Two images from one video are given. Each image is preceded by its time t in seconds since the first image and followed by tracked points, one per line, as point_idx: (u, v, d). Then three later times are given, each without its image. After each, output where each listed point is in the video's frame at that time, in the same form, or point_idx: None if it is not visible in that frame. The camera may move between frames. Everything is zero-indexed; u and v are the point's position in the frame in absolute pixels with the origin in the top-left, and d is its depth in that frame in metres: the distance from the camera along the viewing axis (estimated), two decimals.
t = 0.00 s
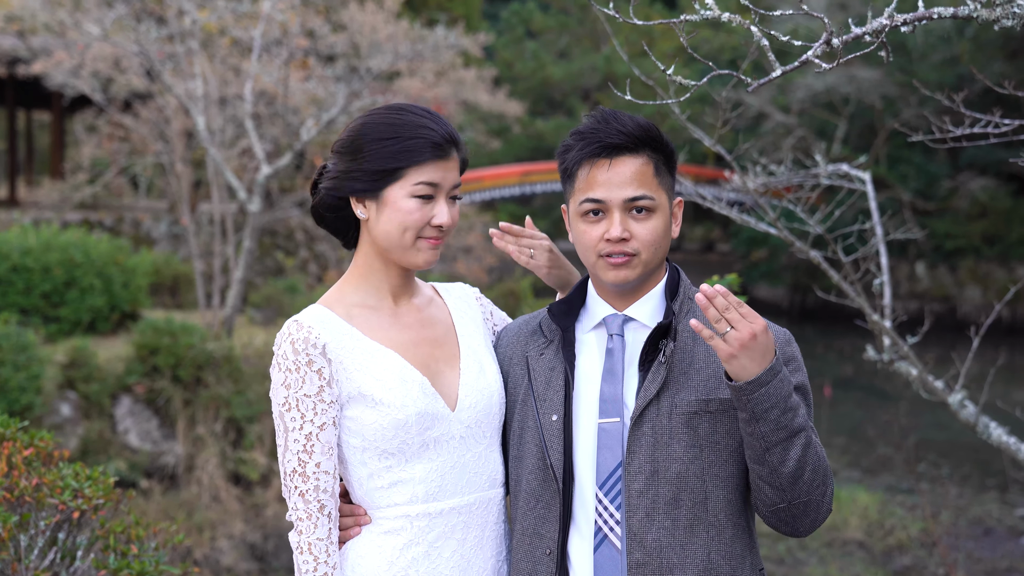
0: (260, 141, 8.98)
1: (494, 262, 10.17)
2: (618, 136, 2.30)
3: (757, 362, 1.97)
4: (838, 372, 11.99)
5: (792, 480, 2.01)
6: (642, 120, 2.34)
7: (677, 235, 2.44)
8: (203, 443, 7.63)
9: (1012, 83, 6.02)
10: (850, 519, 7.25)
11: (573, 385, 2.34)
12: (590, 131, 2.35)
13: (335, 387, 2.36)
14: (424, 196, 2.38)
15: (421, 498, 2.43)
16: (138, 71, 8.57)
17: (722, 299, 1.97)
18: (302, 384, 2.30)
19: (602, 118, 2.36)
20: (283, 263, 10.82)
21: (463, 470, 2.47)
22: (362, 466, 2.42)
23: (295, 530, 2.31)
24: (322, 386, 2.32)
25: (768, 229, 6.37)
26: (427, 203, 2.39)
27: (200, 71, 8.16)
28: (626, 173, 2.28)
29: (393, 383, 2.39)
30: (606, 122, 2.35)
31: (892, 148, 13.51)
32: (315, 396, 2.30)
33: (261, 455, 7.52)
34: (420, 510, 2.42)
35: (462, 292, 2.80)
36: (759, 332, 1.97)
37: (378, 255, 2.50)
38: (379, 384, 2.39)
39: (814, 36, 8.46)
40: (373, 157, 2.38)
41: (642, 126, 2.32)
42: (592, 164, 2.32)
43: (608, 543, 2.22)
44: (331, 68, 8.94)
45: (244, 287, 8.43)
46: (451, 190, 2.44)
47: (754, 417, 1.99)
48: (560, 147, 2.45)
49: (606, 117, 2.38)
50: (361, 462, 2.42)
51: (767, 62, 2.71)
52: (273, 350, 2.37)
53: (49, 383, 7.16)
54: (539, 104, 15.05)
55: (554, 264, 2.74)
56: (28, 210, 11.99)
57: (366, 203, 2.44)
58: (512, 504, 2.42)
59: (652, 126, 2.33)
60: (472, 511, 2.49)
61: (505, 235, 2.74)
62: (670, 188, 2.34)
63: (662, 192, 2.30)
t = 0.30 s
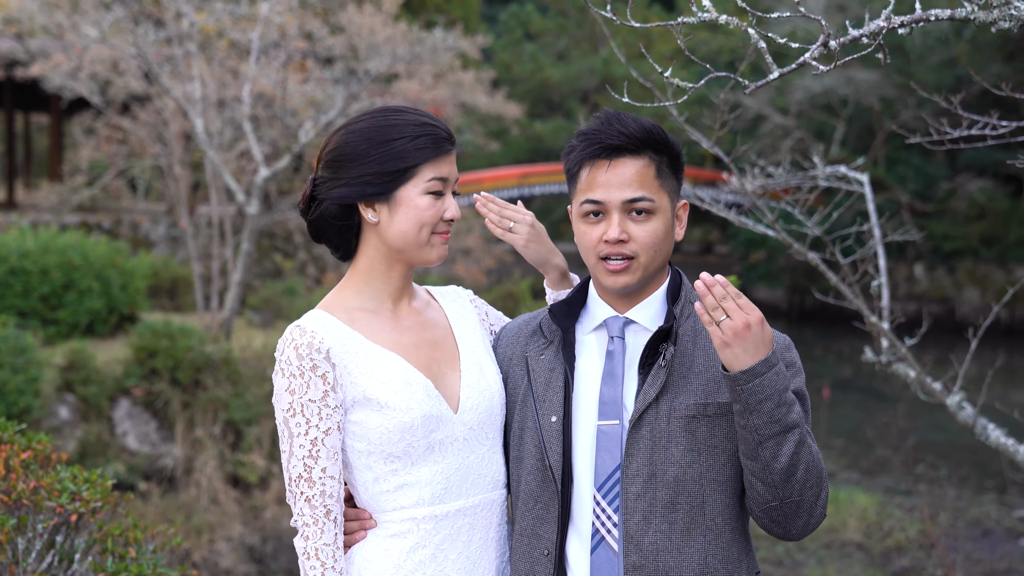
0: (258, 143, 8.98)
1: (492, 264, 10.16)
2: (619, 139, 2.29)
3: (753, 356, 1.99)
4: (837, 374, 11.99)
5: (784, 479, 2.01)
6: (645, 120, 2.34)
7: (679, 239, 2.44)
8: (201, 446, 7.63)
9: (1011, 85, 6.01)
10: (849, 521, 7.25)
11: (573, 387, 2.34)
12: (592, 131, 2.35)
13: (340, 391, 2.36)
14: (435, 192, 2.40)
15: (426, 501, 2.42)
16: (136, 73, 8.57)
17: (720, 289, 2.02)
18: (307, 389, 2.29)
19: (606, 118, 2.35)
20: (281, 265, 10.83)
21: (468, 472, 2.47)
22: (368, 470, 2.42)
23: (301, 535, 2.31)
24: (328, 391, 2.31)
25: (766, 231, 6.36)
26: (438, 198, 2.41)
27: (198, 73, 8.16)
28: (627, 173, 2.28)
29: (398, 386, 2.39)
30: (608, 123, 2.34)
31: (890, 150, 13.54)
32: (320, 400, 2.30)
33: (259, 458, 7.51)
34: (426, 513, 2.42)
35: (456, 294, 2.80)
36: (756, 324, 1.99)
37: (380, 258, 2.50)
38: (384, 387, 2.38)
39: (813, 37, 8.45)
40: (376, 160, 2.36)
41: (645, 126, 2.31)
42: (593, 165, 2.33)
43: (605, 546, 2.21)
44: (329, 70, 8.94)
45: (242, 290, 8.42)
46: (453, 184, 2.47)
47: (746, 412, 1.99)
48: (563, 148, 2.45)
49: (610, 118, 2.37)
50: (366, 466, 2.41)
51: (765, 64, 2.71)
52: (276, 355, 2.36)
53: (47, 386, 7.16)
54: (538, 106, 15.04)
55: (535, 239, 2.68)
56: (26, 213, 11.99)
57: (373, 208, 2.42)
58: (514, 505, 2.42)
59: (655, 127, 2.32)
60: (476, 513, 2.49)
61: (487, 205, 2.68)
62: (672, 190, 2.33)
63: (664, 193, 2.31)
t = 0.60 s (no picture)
0: (258, 144, 8.97)
1: (493, 265, 10.15)
2: (601, 142, 2.33)
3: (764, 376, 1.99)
4: (837, 374, 11.99)
5: (778, 500, 2.03)
6: (627, 124, 2.35)
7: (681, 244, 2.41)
8: (202, 447, 7.63)
9: (1012, 85, 5.98)
10: (850, 521, 7.26)
11: (578, 384, 2.33)
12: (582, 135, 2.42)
13: (337, 390, 2.35)
14: (379, 182, 2.42)
15: (424, 502, 2.42)
16: (136, 75, 8.57)
17: (743, 306, 2.00)
18: (304, 388, 2.29)
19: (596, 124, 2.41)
20: (281, 267, 10.83)
21: (465, 472, 2.47)
22: (365, 470, 2.42)
23: (299, 534, 2.31)
24: (324, 390, 2.31)
25: (766, 231, 6.35)
26: (382, 188, 2.41)
27: (198, 74, 8.15)
28: (588, 172, 2.33)
29: (393, 386, 2.38)
30: (597, 129, 2.39)
31: (891, 149, 13.54)
32: (317, 400, 2.30)
33: (260, 459, 7.52)
34: (424, 513, 2.42)
35: (457, 294, 2.79)
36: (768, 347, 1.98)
37: (373, 259, 2.51)
38: (380, 387, 2.38)
39: (813, 37, 8.43)
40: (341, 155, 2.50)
41: (618, 130, 2.33)
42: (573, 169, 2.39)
43: (608, 545, 2.22)
44: (329, 71, 8.93)
45: (242, 291, 8.43)
46: (415, 179, 2.43)
47: (751, 432, 2.01)
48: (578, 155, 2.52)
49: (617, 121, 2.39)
50: (363, 467, 2.41)
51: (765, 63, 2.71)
52: (274, 354, 2.36)
53: (48, 387, 7.17)
54: (538, 107, 15.03)
55: (530, 237, 2.64)
56: (26, 215, 12.01)
57: (342, 201, 2.54)
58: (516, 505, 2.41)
59: (631, 130, 2.32)
60: (474, 513, 2.49)
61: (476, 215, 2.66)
62: (641, 192, 2.29)
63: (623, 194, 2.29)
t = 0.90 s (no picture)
0: (257, 142, 8.96)
1: (491, 262, 10.15)
2: (612, 140, 2.32)
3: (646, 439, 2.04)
4: (835, 371, 12.00)
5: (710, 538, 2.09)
6: (635, 120, 2.34)
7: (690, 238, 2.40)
8: (200, 445, 7.62)
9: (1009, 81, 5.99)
10: (848, 517, 7.26)
11: (585, 378, 2.33)
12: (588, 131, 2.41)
13: (328, 389, 2.36)
14: (378, 184, 2.40)
15: (416, 499, 2.41)
16: (133, 73, 8.56)
17: (591, 399, 2.04)
18: (295, 386, 2.30)
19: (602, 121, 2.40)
20: (279, 265, 10.82)
21: (459, 469, 2.46)
22: (357, 467, 2.42)
23: (290, 531, 2.32)
24: (315, 388, 2.32)
25: (764, 228, 6.35)
26: (382, 190, 2.40)
27: (195, 72, 8.14)
28: (596, 169, 2.32)
29: (384, 383, 2.38)
30: (603, 125, 2.38)
31: (888, 147, 13.57)
32: (307, 398, 2.31)
33: (258, 457, 7.52)
34: (416, 511, 2.41)
35: (457, 289, 2.78)
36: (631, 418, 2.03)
37: (369, 258, 2.50)
38: (371, 385, 2.37)
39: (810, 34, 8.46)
40: (334, 155, 2.46)
41: (626, 126, 2.33)
42: (579, 165, 2.38)
43: (610, 541, 2.23)
44: (326, 69, 8.92)
45: (240, 289, 8.42)
46: (414, 178, 2.43)
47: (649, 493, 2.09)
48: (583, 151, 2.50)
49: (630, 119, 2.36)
50: (355, 464, 2.41)
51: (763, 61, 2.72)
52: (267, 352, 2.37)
53: (46, 386, 7.16)
54: (536, 105, 15.02)
55: (534, 241, 2.55)
56: (23, 214, 11.99)
57: (334, 199, 2.51)
58: (515, 502, 2.41)
59: (638, 126, 2.32)
60: (468, 510, 2.48)
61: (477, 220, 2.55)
62: (650, 187, 2.29)
63: (632, 193, 2.29)
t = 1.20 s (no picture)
0: (254, 138, 8.96)
1: (489, 258, 10.15)
2: (613, 128, 2.33)
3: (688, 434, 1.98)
4: (832, 366, 12.01)
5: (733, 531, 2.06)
6: (644, 112, 2.33)
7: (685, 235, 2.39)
8: (198, 441, 7.61)
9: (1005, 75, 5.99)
10: (845, 513, 7.27)
11: (580, 371, 2.32)
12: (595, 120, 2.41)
13: (326, 385, 2.36)
14: (411, 188, 2.37)
15: (416, 493, 2.41)
16: (130, 69, 8.55)
17: (636, 386, 1.95)
18: (292, 384, 2.30)
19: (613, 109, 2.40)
20: (276, 261, 10.82)
21: (458, 462, 2.45)
22: (357, 462, 2.41)
23: (290, 528, 2.32)
24: (312, 384, 2.31)
25: (761, 223, 6.33)
26: (414, 194, 2.38)
27: (192, 68, 8.14)
28: (601, 158, 2.32)
29: (382, 378, 2.38)
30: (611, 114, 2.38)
31: (885, 142, 13.58)
32: (305, 394, 2.30)
33: (256, 453, 7.52)
34: (415, 505, 2.41)
35: (452, 284, 2.78)
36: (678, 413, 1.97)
37: (369, 254, 2.49)
38: (369, 380, 2.37)
39: (807, 28, 8.47)
40: (352, 157, 2.36)
41: (634, 117, 2.33)
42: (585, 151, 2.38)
43: (609, 533, 2.23)
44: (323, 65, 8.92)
45: (237, 285, 8.42)
46: (436, 179, 2.44)
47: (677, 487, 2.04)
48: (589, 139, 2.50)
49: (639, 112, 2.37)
50: (355, 459, 2.41)
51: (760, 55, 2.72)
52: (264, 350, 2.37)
53: (43, 382, 7.16)
54: (533, 100, 15.01)
55: (528, 232, 2.55)
56: (21, 211, 11.98)
57: (345, 203, 2.43)
58: (514, 495, 2.40)
59: (645, 116, 2.32)
60: (468, 504, 2.47)
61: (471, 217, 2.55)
62: (646, 176, 2.30)
63: (629, 181, 2.29)
